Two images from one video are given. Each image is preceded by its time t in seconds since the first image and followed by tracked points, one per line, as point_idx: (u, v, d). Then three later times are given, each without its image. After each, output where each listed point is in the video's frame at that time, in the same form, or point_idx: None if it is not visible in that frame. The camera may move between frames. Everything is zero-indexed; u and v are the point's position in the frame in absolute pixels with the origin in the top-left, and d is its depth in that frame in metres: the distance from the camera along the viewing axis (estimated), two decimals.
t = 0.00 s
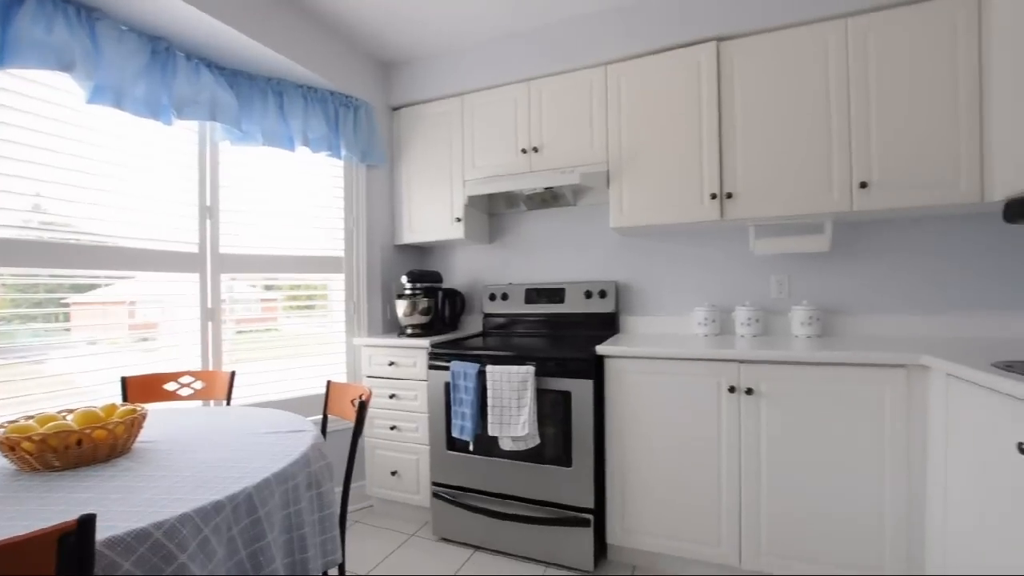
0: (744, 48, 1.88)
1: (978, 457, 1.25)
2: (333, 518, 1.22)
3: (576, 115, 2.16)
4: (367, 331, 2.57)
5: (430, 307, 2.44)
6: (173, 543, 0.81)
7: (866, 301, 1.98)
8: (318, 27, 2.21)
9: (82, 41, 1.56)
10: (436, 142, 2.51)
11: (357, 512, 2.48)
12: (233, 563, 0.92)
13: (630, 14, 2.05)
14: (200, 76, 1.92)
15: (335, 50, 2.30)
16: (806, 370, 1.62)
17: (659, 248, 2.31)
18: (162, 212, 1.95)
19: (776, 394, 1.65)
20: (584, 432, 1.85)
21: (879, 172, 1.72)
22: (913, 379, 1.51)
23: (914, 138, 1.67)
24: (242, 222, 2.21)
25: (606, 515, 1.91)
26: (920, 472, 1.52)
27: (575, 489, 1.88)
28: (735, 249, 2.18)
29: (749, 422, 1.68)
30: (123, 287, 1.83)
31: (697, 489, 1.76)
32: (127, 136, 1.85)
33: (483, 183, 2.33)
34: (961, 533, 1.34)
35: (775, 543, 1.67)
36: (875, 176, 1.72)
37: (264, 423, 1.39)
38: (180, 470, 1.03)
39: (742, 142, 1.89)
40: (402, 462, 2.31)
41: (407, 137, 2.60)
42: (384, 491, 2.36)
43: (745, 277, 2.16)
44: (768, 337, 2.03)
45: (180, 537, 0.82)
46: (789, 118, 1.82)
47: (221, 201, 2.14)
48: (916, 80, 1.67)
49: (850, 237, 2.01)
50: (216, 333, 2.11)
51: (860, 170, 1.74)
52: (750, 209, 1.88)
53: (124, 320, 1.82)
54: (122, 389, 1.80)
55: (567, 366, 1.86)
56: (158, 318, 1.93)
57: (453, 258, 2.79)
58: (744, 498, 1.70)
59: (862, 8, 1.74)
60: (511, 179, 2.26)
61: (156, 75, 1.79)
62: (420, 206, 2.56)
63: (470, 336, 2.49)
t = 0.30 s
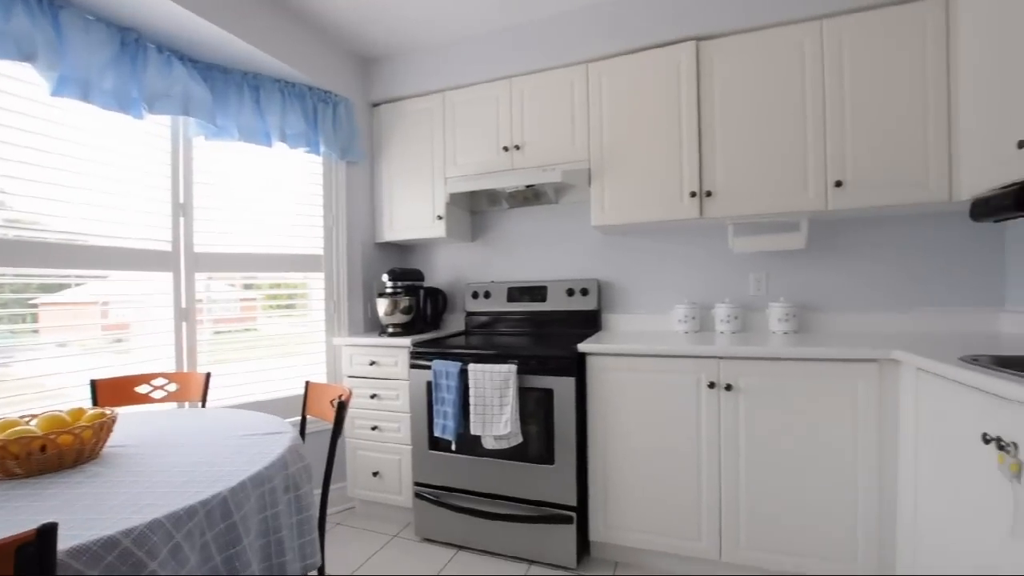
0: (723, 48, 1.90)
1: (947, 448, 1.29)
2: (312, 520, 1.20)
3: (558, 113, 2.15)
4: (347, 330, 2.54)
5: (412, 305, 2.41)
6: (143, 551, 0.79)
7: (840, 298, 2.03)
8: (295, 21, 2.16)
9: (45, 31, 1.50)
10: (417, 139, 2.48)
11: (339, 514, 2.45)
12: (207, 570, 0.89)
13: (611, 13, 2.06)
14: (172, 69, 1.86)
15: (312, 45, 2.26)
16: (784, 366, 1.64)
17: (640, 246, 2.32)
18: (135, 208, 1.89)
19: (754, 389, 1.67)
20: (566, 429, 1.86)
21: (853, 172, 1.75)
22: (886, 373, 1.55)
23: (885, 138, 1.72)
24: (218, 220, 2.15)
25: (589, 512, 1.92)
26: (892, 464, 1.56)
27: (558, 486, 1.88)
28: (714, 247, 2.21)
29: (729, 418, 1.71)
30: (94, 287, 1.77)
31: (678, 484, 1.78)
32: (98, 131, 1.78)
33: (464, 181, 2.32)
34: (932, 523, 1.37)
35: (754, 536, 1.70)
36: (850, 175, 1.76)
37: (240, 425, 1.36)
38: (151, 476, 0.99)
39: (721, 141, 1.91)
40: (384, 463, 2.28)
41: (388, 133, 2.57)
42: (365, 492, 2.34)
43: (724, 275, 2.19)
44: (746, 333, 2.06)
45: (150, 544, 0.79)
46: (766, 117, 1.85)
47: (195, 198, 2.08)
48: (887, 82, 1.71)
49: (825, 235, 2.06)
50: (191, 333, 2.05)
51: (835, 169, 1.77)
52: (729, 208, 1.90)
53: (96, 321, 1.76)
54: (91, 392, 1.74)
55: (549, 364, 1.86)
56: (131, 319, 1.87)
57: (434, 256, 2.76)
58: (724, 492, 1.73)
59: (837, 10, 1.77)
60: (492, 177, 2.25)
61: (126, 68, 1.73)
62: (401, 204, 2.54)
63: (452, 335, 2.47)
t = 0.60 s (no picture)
0: (702, 51, 1.93)
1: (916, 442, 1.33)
2: (291, 524, 1.18)
3: (540, 113, 2.16)
4: (328, 331, 2.51)
5: (394, 305, 2.39)
6: (112, 558, 0.77)
7: (816, 297, 2.08)
8: (273, 17, 2.13)
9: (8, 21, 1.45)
10: (398, 138, 2.46)
11: (319, 517, 2.41)
12: None
13: (592, 14, 2.07)
14: (145, 63, 1.81)
15: (291, 41, 2.23)
16: (761, 363, 1.67)
17: (622, 246, 2.34)
18: (107, 206, 1.84)
19: (732, 387, 1.70)
20: (548, 428, 1.86)
21: (827, 173, 1.80)
22: (858, 370, 1.59)
23: (858, 141, 1.76)
24: (193, 218, 2.11)
25: (571, 510, 1.93)
26: (865, 458, 1.60)
27: (541, 485, 1.89)
28: (694, 247, 2.24)
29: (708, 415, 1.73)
30: (65, 287, 1.72)
31: (658, 481, 1.80)
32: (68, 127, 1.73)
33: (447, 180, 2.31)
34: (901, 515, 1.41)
35: (733, 532, 1.73)
36: (824, 176, 1.80)
37: (216, 427, 1.33)
38: (122, 480, 0.97)
39: (701, 142, 1.94)
40: (365, 464, 2.26)
41: (369, 132, 2.54)
42: (347, 494, 2.31)
43: (704, 274, 2.22)
44: (725, 332, 2.10)
45: (120, 551, 0.77)
46: (744, 119, 1.88)
47: (169, 195, 2.03)
48: (860, 86, 1.76)
49: (801, 235, 2.10)
50: (166, 334, 2.00)
51: (810, 171, 1.81)
52: (708, 208, 1.93)
53: (67, 322, 1.71)
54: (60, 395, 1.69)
55: (531, 363, 1.87)
56: (103, 320, 1.83)
57: (417, 256, 2.75)
58: (703, 488, 1.75)
59: (812, 15, 1.81)
60: (474, 177, 2.24)
61: (95, 61, 1.68)
62: (383, 203, 2.51)
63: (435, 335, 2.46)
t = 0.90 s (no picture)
0: (684, 54, 1.95)
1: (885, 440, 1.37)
2: (268, 524, 1.17)
3: (525, 113, 2.16)
4: (310, 329, 2.48)
5: (377, 304, 2.38)
6: (81, 559, 0.75)
7: (793, 298, 2.12)
8: (255, 10, 2.10)
9: None
10: (383, 135, 2.45)
11: (299, 517, 2.39)
12: None
13: (577, 16, 2.08)
14: (121, 54, 1.77)
15: (273, 35, 2.20)
16: (740, 363, 1.70)
17: (605, 246, 2.36)
18: (82, 200, 1.80)
19: (711, 386, 1.73)
20: (530, 427, 1.87)
21: (805, 177, 1.83)
22: (832, 370, 1.63)
23: (835, 146, 1.80)
24: (172, 214, 2.07)
25: (552, 509, 1.94)
26: (839, 457, 1.63)
27: (522, 484, 1.89)
28: (676, 248, 2.26)
29: (687, 414, 1.76)
30: (37, 283, 1.67)
31: (638, 479, 1.82)
32: (41, 118, 1.68)
33: (431, 178, 2.30)
34: (871, 511, 1.45)
35: (710, 529, 1.76)
36: (802, 181, 1.84)
37: (192, 427, 1.31)
38: (92, 481, 0.95)
39: (683, 145, 1.96)
40: (347, 464, 2.25)
41: (353, 128, 2.52)
42: (327, 493, 2.29)
43: (685, 275, 2.25)
44: (706, 332, 2.13)
45: (89, 552, 0.76)
46: (725, 123, 1.91)
47: (145, 189, 1.99)
48: (836, 92, 1.80)
49: (780, 238, 2.14)
50: (142, 332, 1.96)
51: (788, 175, 1.85)
52: (690, 210, 1.96)
53: (39, 318, 1.67)
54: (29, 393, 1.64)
55: (514, 363, 1.87)
56: (77, 317, 1.78)
57: (401, 254, 2.73)
58: (682, 486, 1.78)
59: (792, 22, 1.85)
60: (459, 176, 2.24)
61: (69, 51, 1.64)
62: (367, 201, 2.50)
63: (419, 334, 2.45)
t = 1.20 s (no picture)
0: (664, 64, 1.99)
1: (851, 444, 1.41)
2: (238, 530, 1.15)
3: (507, 118, 2.18)
4: (286, 330, 2.44)
5: (355, 306, 2.35)
6: (36, 567, 0.72)
7: (767, 305, 2.17)
8: (234, 7, 2.07)
9: None
10: (364, 136, 2.43)
11: (272, 522, 2.34)
12: None
13: (560, 23, 2.11)
14: (93, 46, 1.73)
15: (253, 32, 2.17)
16: (714, 368, 1.74)
17: (585, 251, 2.39)
18: (50, 196, 1.75)
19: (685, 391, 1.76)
20: (508, 431, 1.88)
21: (778, 188, 1.88)
22: (803, 375, 1.67)
23: (807, 158, 1.86)
24: (145, 211, 2.02)
25: (529, 512, 1.94)
26: (808, 460, 1.67)
27: (499, 488, 1.89)
28: (655, 254, 2.30)
29: (662, 418, 1.78)
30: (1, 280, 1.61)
31: (614, 483, 1.84)
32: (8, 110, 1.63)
33: (412, 180, 2.29)
34: (837, 514, 1.49)
35: (684, 532, 1.78)
36: (775, 191, 1.89)
37: (160, 429, 1.28)
38: (52, 485, 0.92)
39: (661, 153, 1.99)
40: (322, 468, 2.21)
41: (333, 128, 2.50)
42: (301, 498, 2.25)
43: (663, 281, 2.29)
44: (682, 337, 2.16)
45: (45, 560, 0.73)
46: (703, 133, 1.95)
47: (117, 185, 1.94)
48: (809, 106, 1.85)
49: (754, 246, 2.19)
50: (111, 331, 1.91)
51: (762, 185, 1.90)
52: (667, 217, 1.99)
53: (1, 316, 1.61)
54: None
55: (492, 366, 1.87)
56: (43, 315, 1.73)
57: (381, 256, 2.71)
58: (657, 490, 1.80)
59: (768, 37, 1.90)
60: (440, 178, 2.24)
61: (37, 41, 1.59)
62: (347, 201, 2.47)
63: (398, 336, 2.44)
